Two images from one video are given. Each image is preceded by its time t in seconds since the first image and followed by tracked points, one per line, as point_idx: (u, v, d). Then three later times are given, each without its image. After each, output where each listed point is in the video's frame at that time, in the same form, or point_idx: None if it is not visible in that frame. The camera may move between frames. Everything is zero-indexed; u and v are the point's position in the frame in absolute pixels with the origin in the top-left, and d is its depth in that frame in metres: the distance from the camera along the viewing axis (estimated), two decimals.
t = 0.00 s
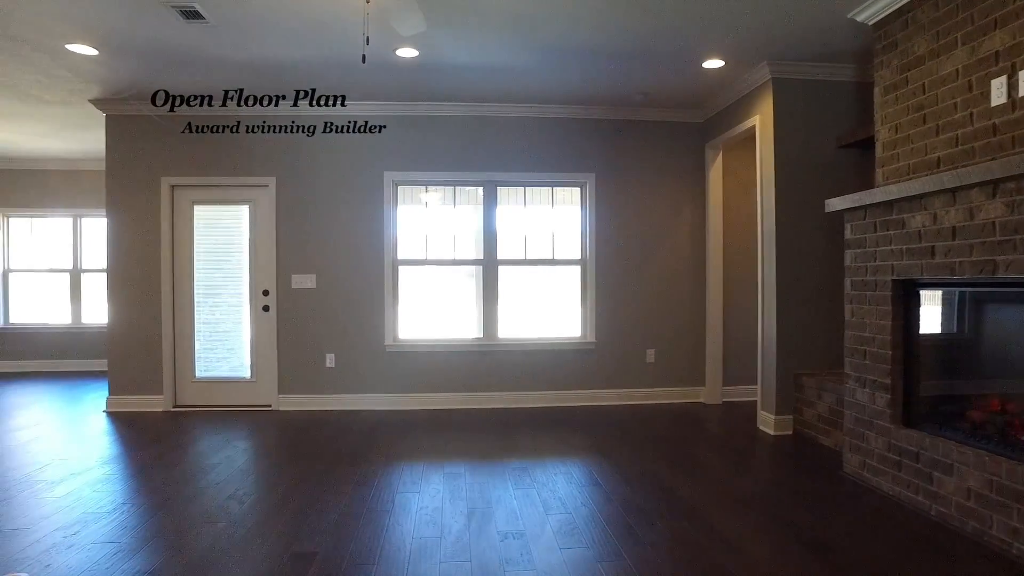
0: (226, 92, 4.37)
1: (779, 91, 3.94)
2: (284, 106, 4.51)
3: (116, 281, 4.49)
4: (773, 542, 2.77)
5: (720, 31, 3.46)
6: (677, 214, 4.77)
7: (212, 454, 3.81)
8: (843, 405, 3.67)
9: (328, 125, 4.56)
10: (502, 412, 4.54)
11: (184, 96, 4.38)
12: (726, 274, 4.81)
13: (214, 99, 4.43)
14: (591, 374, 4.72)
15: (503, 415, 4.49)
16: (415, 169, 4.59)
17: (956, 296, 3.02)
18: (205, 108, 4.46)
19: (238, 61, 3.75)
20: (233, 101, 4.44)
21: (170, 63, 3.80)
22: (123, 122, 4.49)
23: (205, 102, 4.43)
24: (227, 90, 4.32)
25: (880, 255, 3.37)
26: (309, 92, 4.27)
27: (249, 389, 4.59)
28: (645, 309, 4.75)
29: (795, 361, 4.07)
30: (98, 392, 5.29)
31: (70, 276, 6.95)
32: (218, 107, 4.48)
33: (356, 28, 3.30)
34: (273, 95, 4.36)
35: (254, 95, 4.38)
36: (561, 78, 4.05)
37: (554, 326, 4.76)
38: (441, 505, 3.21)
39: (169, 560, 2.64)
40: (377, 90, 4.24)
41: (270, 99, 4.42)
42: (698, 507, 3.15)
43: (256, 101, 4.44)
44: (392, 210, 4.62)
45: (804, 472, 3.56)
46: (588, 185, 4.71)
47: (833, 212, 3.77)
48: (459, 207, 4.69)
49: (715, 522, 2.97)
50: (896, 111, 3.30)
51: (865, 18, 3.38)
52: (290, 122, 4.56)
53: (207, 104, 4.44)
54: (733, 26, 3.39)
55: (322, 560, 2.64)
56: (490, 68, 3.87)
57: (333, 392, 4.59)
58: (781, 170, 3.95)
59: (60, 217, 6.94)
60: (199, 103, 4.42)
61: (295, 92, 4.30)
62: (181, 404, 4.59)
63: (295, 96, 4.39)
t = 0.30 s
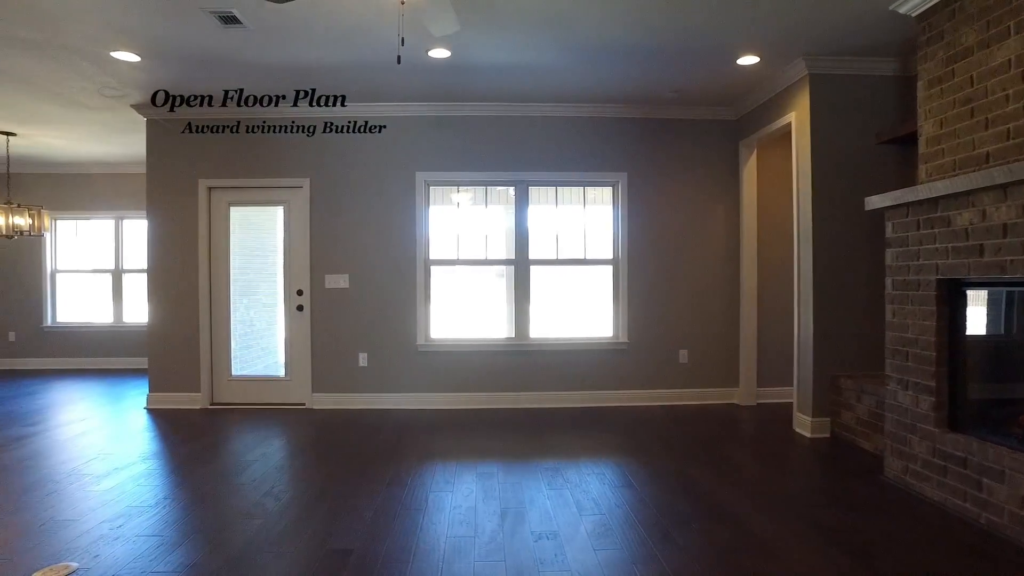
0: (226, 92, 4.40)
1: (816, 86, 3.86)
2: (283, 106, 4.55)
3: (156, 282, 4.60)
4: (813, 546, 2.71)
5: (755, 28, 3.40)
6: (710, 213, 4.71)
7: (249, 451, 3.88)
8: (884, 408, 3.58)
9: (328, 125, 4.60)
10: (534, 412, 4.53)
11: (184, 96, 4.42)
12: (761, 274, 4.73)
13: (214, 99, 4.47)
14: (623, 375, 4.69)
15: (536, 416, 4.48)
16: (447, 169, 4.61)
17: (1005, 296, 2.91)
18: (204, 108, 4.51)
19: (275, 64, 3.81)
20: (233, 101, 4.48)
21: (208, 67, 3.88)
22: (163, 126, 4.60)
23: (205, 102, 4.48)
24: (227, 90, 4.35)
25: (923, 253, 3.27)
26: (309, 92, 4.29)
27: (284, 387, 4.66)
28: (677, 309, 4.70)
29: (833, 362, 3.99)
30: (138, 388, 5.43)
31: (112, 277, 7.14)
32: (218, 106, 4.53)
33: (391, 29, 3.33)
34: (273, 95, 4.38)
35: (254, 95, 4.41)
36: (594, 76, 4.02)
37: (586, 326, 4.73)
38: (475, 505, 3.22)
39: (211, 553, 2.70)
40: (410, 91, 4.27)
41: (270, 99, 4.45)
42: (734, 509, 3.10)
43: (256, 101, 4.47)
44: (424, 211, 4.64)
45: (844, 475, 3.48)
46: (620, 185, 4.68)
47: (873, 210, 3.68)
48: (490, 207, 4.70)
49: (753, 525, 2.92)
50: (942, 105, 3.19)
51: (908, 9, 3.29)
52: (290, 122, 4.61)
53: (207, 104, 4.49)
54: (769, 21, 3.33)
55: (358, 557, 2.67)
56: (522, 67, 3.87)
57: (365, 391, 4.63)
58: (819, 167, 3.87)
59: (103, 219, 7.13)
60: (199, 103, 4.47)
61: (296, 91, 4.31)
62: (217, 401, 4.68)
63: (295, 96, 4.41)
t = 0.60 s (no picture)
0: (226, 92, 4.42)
1: (856, 81, 3.77)
2: (284, 105, 4.59)
3: (194, 281, 4.69)
4: (857, 551, 2.63)
5: (793, 23, 3.34)
6: (745, 211, 4.63)
7: (285, 449, 3.93)
8: (928, 411, 3.46)
9: (328, 125, 4.65)
10: (567, 412, 4.51)
11: (185, 96, 4.47)
12: (798, 273, 4.64)
13: (214, 99, 4.51)
14: (656, 375, 4.64)
15: (569, 416, 4.46)
16: (479, 169, 4.61)
17: None
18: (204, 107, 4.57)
19: (309, 67, 3.86)
20: (232, 100, 4.50)
21: (245, 71, 3.94)
22: (201, 129, 4.70)
23: (205, 101, 4.51)
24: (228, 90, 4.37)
25: (971, 251, 3.15)
26: (309, 92, 4.30)
27: (318, 385, 4.72)
28: (711, 309, 4.63)
29: (874, 363, 3.88)
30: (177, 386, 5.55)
31: (152, 277, 7.30)
32: (218, 106, 4.58)
33: (425, 30, 3.35)
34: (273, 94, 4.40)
35: (255, 95, 4.42)
36: (627, 74, 3.99)
37: (619, 325, 4.69)
38: (509, 504, 3.21)
39: (250, 548, 2.74)
40: (442, 91, 4.28)
41: (270, 99, 4.47)
42: (772, 512, 3.04)
43: (256, 100, 4.50)
44: (457, 211, 4.66)
45: (887, 479, 3.38)
46: (653, 183, 4.63)
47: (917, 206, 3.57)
48: (523, 206, 4.69)
49: (792, 529, 2.86)
50: (992, 97, 3.07)
51: None
52: (290, 122, 4.67)
53: (207, 104, 4.53)
54: (807, 16, 3.26)
55: (393, 555, 2.68)
56: (555, 66, 3.85)
57: (397, 390, 4.67)
58: (859, 163, 3.78)
59: (143, 220, 7.32)
60: (199, 102, 4.51)
61: (296, 91, 4.32)
62: (253, 399, 4.76)
63: (296, 96, 4.42)
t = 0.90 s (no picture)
0: (226, 91, 4.41)
1: (900, 74, 3.66)
2: (284, 105, 4.60)
3: (232, 281, 4.79)
4: (904, 558, 2.55)
5: (835, 17, 3.26)
6: (783, 209, 4.54)
7: (321, 447, 3.98)
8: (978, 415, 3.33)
9: (328, 125, 4.72)
10: (601, 413, 4.48)
11: (184, 96, 4.49)
12: (838, 271, 4.53)
13: (214, 99, 4.53)
14: (691, 376, 4.58)
15: (605, 416, 4.42)
16: (513, 169, 4.61)
17: None
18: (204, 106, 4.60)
19: (345, 69, 3.90)
20: (233, 100, 4.51)
21: (280, 74, 4.00)
22: (239, 132, 4.80)
23: (205, 100, 4.53)
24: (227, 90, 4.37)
25: None
26: (309, 92, 4.31)
27: (352, 384, 4.77)
28: (746, 309, 4.56)
29: (919, 365, 3.77)
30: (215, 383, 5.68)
31: (192, 277, 7.46)
32: (219, 106, 4.62)
33: (458, 30, 3.35)
34: (273, 95, 4.40)
35: (255, 95, 4.42)
36: (661, 72, 3.95)
37: (654, 325, 4.65)
38: (544, 504, 3.20)
39: (289, 544, 2.77)
40: (475, 91, 4.29)
41: (270, 98, 4.47)
42: (814, 517, 2.97)
43: (256, 100, 4.50)
44: (490, 210, 4.66)
45: (934, 485, 3.27)
46: (688, 181, 4.57)
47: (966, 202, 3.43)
48: (556, 206, 4.67)
49: (836, 534, 2.78)
50: None
51: None
52: (290, 122, 4.75)
53: (208, 103, 4.56)
54: (849, 9, 3.18)
55: (429, 554, 2.68)
56: (588, 65, 3.83)
57: (430, 389, 4.69)
58: (903, 159, 3.67)
59: (184, 222, 7.49)
60: (199, 102, 4.53)
61: (295, 91, 4.33)
62: (289, 397, 4.84)
63: (296, 96, 4.42)
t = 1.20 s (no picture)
0: (227, 91, 4.43)
1: (943, 68, 3.56)
2: (284, 104, 4.62)
3: (267, 281, 4.87)
4: (951, 565, 2.47)
5: (874, 11, 3.19)
6: (820, 208, 4.46)
7: (354, 445, 4.02)
8: None
9: (328, 125, 4.81)
10: (635, 413, 4.44)
11: (184, 95, 4.50)
12: (878, 271, 4.43)
13: (215, 99, 4.55)
14: (725, 377, 4.52)
15: (638, 417, 4.38)
16: (545, 168, 4.61)
17: None
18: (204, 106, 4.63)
19: (378, 70, 3.94)
20: (234, 99, 4.52)
21: (314, 77, 4.06)
22: (275, 135, 4.88)
23: (206, 100, 4.54)
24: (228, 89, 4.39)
25: None
26: (309, 92, 4.33)
27: (384, 383, 4.82)
28: (781, 309, 4.49)
29: (964, 367, 3.65)
30: (251, 382, 5.78)
31: (227, 278, 7.60)
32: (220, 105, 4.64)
33: (489, 30, 3.37)
34: (273, 95, 4.43)
35: (255, 95, 4.44)
36: (694, 70, 3.91)
37: (688, 325, 4.60)
38: (578, 505, 3.18)
39: (323, 541, 2.80)
40: (506, 90, 4.30)
41: (270, 98, 4.49)
42: (855, 521, 2.89)
43: (256, 100, 4.52)
44: (521, 210, 4.67)
45: (981, 491, 3.16)
46: (721, 180, 4.52)
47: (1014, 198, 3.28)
48: (588, 205, 4.65)
49: (878, 540, 2.70)
50: None
51: None
52: (290, 122, 4.84)
53: (209, 103, 4.57)
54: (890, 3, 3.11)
55: (463, 555, 2.67)
56: (620, 63, 3.81)
57: (462, 389, 4.71)
58: (946, 155, 3.57)
59: (219, 223, 7.64)
60: (200, 101, 4.54)
61: (295, 92, 4.35)
62: (323, 396, 4.90)
63: (295, 95, 4.44)
